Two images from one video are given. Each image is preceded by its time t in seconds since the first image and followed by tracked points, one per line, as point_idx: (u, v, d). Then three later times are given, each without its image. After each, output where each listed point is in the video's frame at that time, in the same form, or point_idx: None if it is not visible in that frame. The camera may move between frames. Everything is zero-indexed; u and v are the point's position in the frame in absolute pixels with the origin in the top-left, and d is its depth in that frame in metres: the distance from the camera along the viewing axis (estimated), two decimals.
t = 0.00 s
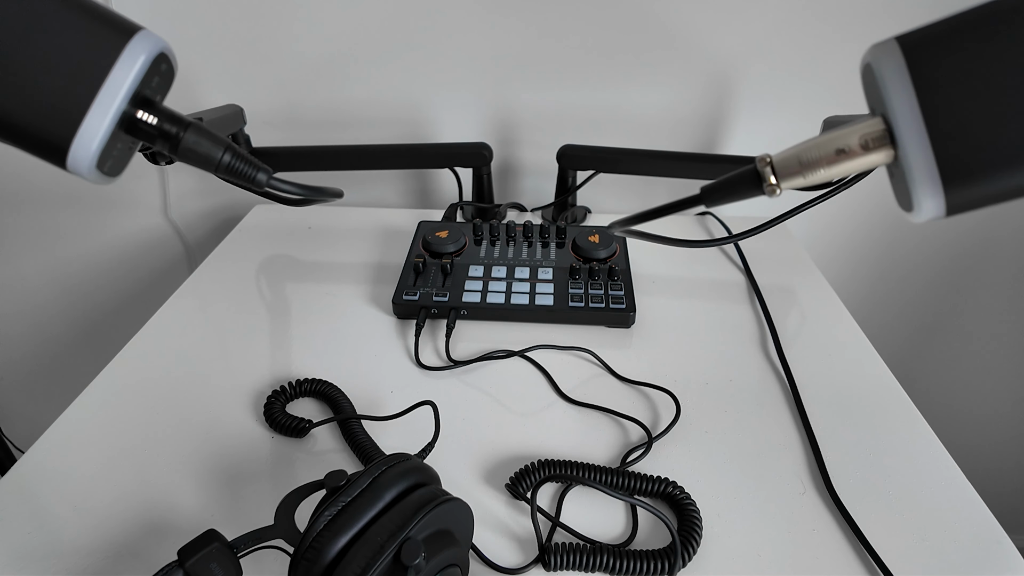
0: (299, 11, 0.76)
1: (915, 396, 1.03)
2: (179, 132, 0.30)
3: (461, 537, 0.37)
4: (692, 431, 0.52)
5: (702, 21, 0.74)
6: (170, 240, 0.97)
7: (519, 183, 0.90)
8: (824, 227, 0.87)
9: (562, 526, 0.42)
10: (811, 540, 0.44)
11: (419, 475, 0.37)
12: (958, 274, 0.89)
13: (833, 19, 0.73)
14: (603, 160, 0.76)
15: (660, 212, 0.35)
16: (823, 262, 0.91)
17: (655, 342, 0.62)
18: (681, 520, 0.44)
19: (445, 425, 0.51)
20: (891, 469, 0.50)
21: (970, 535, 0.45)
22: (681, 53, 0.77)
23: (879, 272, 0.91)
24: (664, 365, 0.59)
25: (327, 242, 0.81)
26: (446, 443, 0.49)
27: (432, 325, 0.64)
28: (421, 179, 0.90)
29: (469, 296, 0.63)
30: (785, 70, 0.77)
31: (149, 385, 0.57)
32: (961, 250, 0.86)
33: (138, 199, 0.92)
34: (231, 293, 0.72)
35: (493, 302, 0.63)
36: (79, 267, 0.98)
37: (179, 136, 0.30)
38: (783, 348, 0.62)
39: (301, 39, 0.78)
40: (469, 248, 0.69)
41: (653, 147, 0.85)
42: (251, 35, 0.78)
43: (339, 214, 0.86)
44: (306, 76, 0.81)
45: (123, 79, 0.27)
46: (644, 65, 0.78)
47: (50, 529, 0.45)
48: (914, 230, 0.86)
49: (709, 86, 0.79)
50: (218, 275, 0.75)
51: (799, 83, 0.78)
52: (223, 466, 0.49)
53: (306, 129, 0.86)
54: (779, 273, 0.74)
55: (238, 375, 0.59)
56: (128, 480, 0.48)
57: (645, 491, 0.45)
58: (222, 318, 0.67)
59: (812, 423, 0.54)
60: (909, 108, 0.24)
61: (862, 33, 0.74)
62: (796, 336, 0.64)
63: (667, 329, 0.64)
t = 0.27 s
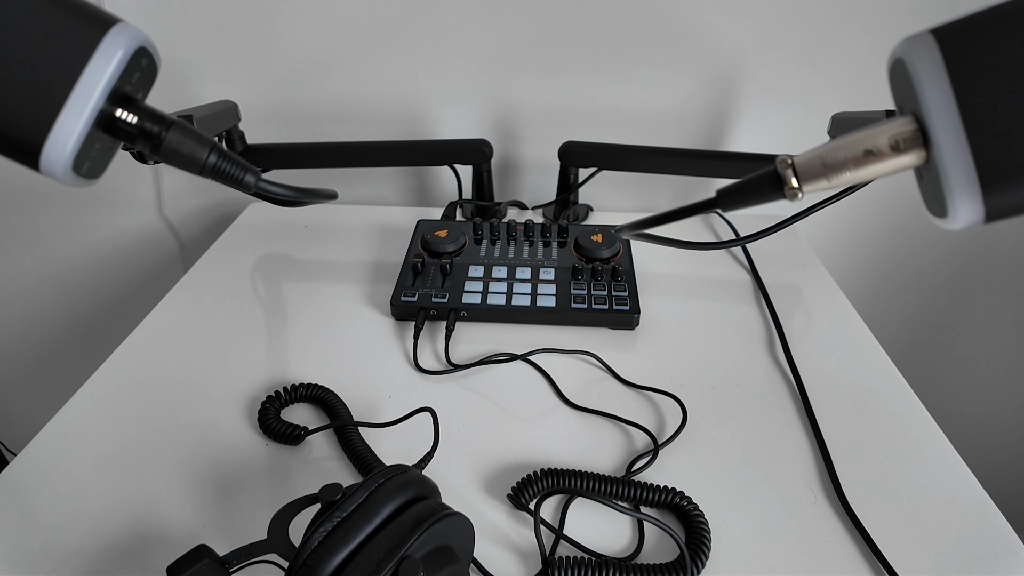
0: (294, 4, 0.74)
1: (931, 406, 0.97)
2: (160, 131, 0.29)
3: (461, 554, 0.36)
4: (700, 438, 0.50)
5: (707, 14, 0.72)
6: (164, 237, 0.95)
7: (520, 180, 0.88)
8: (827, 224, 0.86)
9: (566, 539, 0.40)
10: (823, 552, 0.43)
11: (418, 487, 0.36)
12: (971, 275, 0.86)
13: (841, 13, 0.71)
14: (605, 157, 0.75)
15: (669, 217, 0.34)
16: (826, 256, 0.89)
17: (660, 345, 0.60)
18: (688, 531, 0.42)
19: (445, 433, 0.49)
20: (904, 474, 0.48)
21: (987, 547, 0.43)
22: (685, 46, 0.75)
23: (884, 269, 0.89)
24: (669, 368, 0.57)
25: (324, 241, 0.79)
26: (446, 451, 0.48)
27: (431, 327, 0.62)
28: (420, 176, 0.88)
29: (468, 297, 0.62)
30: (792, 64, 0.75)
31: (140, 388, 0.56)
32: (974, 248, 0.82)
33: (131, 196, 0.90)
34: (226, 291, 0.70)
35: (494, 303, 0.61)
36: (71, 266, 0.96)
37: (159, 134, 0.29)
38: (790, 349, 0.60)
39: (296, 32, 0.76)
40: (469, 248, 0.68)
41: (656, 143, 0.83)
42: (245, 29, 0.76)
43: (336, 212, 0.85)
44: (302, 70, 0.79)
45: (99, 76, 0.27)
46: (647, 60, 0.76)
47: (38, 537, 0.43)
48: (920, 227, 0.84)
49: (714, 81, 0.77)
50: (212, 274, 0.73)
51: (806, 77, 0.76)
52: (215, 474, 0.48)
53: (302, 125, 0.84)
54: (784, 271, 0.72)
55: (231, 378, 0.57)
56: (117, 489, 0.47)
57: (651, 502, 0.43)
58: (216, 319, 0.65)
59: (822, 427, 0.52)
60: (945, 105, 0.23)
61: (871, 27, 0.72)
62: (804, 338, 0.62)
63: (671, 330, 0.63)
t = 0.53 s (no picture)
0: None
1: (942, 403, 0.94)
2: (140, 129, 0.29)
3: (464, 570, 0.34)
4: (709, 442, 0.48)
5: (713, 6, 0.70)
6: (158, 234, 0.94)
7: (521, 176, 0.86)
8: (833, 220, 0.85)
9: (572, 551, 0.39)
10: (838, 561, 0.41)
11: (419, 501, 0.35)
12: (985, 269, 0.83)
13: (850, 4, 0.69)
14: (608, 152, 0.73)
15: (679, 220, 0.32)
16: (832, 250, 0.87)
17: (666, 345, 0.59)
18: (698, 542, 0.41)
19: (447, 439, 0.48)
20: (921, 480, 0.46)
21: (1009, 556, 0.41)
22: (690, 39, 0.73)
23: (892, 265, 0.87)
24: (675, 370, 0.56)
25: (321, 238, 0.77)
26: (446, 457, 0.46)
27: (431, 328, 0.61)
28: (419, 172, 0.86)
29: (469, 297, 0.60)
30: (801, 57, 0.73)
31: (132, 393, 0.54)
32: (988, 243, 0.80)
33: (125, 193, 0.89)
34: (220, 291, 0.68)
35: (495, 304, 0.60)
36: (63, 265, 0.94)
37: (139, 133, 0.29)
38: (800, 350, 0.59)
39: (290, 24, 0.74)
40: (470, 246, 0.66)
41: (660, 138, 0.81)
42: (238, 22, 0.74)
43: (333, 209, 0.83)
44: (297, 63, 0.77)
45: (73, 71, 0.26)
46: (651, 53, 0.74)
47: (26, 550, 0.42)
48: (929, 222, 0.82)
49: (719, 74, 0.75)
50: (206, 273, 0.71)
51: (815, 70, 0.74)
52: (208, 482, 0.46)
53: (298, 119, 0.82)
54: (792, 269, 0.71)
55: (226, 382, 0.56)
56: (107, 498, 0.45)
57: (659, 511, 0.42)
58: (210, 319, 0.64)
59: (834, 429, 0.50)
60: (996, 88, 0.22)
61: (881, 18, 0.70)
62: (814, 338, 0.61)
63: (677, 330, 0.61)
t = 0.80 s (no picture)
0: None
1: (948, 396, 0.93)
2: (106, 124, 0.28)
3: None
4: (716, 448, 0.46)
5: None
6: (148, 232, 0.91)
7: (519, 171, 0.84)
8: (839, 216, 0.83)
9: (575, 567, 0.37)
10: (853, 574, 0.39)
11: (416, 518, 0.33)
12: (996, 262, 0.81)
13: None
14: (609, 146, 0.71)
15: (693, 222, 0.29)
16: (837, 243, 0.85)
17: (670, 345, 0.57)
18: (706, 556, 0.39)
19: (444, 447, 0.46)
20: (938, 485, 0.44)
21: None
22: (693, 30, 0.71)
23: (898, 260, 0.86)
24: (681, 372, 0.54)
25: (314, 236, 0.75)
26: (444, 466, 0.45)
27: (427, 330, 0.59)
28: (415, 167, 0.84)
29: (467, 297, 0.58)
30: (808, 48, 0.71)
31: (116, 398, 0.52)
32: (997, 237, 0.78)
33: (113, 190, 0.86)
34: (210, 291, 0.66)
35: (493, 304, 0.58)
36: (42, 269, 0.89)
37: (105, 127, 0.28)
38: (808, 350, 0.57)
39: (280, 15, 0.72)
40: (467, 244, 0.64)
41: (662, 132, 0.79)
42: (226, 13, 0.72)
43: (326, 206, 0.81)
44: (289, 55, 0.75)
45: (28, 61, 0.25)
46: (652, 44, 0.72)
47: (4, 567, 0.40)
48: (936, 216, 0.80)
49: (723, 66, 0.73)
50: (196, 272, 0.69)
51: (821, 62, 0.72)
52: (196, 493, 0.44)
53: (290, 113, 0.80)
54: (798, 266, 0.69)
55: (215, 386, 0.54)
56: (89, 511, 0.43)
57: (666, 524, 0.40)
58: (199, 320, 0.62)
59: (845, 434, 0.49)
60: None
61: (890, 8, 0.68)
62: (822, 338, 0.59)
63: (682, 329, 0.59)
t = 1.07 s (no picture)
0: None
1: (951, 394, 0.91)
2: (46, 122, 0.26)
3: None
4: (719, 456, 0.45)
5: None
6: (134, 231, 0.88)
7: (514, 166, 0.82)
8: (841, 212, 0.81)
9: None
10: None
11: (398, 538, 0.32)
12: (1002, 258, 0.80)
13: None
14: (606, 140, 0.69)
15: (696, 227, 0.27)
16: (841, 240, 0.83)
17: (669, 347, 0.55)
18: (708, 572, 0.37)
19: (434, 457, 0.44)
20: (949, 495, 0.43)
21: None
22: (692, 20, 0.68)
23: (902, 256, 0.84)
24: (680, 376, 0.52)
25: (302, 233, 0.73)
26: (433, 477, 0.43)
27: (418, 332, 0.57)
28: (408, 162, 0.82)
29: (459, 298, 0.56)
30: (811, 38, 0.69)
31: (94, 405, 0.50)
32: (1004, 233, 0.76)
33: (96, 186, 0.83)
34: (194, 290, 0.64)
35: (487, 305, 0.56)
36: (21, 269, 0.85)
37: (44, 125, 0.26)
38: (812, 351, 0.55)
39: (266, 6, 0.69)
40: (460, 243, 0.62)
41: (661, 125, 0.77)
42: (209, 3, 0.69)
43: (316, 202, 0.78)
44: (275, 47, 0.73)
45: None
46: (651, 35, 0.70)
47: None
48: (942, 211, 0.78)
49: (723, 58, 0.71)
50: (180, 271, 0.67)
51: (824, 53, 0.70)
52: (175, 504, 0.42)
53: (278, 107, 0.77)
54: (800, 263, 0.67)
55: (197, 391, 0.52)
56: (61, 527, 0.41)
57: (666, 539, 0.38)
58: (182, 321, 0.59)
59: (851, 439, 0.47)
60: None
61: None
62: (826, 338, 0.57)
63: (681, 330, 0.57)
